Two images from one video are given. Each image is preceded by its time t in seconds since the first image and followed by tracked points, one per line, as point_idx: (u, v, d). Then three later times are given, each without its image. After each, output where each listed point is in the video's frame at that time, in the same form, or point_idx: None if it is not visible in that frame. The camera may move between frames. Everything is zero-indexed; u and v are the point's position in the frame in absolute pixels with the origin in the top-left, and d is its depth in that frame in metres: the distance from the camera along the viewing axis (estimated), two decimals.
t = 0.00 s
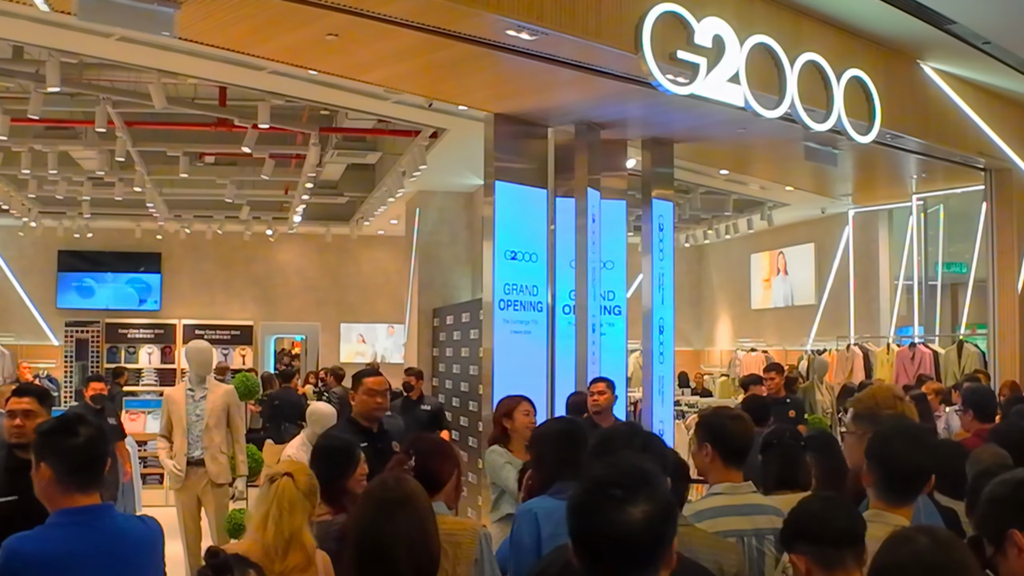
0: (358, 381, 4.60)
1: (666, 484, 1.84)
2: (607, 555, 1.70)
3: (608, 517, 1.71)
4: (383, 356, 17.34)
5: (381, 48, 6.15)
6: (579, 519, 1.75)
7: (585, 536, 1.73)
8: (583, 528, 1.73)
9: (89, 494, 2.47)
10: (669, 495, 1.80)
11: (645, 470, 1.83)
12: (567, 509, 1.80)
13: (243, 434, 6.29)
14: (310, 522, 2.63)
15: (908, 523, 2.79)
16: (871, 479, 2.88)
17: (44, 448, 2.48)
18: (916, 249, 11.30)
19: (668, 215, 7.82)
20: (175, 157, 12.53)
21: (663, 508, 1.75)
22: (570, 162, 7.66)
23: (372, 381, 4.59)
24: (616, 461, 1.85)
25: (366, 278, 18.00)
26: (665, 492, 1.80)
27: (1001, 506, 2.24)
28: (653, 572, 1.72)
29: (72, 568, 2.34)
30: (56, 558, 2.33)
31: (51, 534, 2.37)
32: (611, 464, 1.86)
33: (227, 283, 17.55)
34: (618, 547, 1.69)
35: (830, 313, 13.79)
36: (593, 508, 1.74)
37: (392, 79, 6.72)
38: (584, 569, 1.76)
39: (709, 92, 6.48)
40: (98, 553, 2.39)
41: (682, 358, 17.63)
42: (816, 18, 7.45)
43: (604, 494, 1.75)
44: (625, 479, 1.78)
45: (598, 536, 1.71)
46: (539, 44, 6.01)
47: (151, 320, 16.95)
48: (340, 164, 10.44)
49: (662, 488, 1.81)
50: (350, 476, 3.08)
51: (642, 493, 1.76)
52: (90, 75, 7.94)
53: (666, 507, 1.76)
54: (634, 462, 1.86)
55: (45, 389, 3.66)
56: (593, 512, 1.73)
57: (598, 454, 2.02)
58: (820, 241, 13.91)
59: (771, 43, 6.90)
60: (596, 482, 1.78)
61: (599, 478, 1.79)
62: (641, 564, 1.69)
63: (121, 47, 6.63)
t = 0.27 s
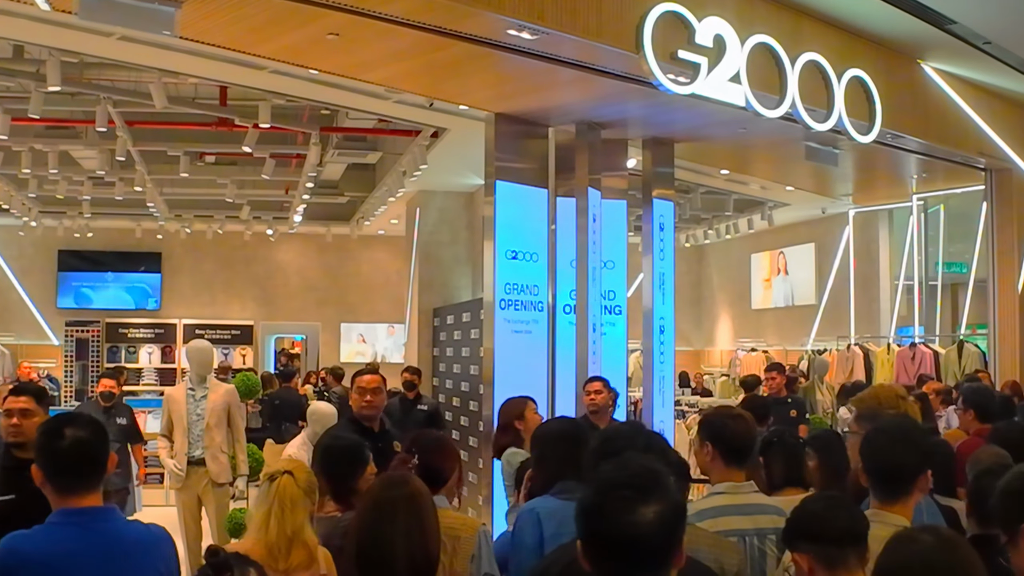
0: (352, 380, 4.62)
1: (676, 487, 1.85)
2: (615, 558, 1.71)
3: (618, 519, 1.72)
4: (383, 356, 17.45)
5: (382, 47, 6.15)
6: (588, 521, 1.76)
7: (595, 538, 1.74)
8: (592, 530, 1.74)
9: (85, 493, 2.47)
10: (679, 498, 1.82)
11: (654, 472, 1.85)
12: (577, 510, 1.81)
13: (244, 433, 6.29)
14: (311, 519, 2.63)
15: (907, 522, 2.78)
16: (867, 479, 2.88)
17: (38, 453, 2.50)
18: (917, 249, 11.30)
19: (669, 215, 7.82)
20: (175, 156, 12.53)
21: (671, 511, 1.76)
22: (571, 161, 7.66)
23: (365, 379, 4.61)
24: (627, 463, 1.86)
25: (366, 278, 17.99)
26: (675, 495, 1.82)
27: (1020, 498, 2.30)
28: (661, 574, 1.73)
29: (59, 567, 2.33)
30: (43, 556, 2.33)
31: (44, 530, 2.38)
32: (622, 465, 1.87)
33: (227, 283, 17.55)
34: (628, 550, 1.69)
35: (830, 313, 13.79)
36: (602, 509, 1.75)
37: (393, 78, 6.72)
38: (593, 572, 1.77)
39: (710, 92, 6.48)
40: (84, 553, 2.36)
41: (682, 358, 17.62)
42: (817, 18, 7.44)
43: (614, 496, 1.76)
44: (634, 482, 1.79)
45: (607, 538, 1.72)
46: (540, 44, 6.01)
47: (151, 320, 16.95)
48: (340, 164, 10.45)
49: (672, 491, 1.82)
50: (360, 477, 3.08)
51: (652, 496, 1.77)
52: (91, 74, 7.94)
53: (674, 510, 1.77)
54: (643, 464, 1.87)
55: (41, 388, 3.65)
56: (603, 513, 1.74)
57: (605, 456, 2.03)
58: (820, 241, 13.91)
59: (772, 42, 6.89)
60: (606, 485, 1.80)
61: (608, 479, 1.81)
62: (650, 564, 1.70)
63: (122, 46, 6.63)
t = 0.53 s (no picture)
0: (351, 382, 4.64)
1: (675, 487, 1.87)
2: (616, 557, 1.72)
3: (619, 518, 1.73)
4: (383, 356, 17.49)
5: (382, 48, 6.15)
6: (589, 519, 1.77)
7: (596, 537, 1.75)
8: (594, 529, 1.75)
9: (78, 496, 2.46)
10: (678, 498, 1.83)
11: (653, 472, 1.86)
12: (578, 509, 1.82)
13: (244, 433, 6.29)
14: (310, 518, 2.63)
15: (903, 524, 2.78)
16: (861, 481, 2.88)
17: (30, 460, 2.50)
18: (917, 250, 11.29)
19: (669, 215, 7.82)
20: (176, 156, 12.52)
21: (671, 512, 1.77)
22: (571, 162, 7.66)
23: (363, 380, 4.62)
24: (626, 463, 1.87)
25: (366, 278, 17.99)
26: (674, 495, 1.83)
27: None
28: (661, 573, 1.75)
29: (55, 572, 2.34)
30: (43, 559, 2.37)
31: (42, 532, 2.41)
32: (622, 465, 1.88)
33: (228, 283, 17.55)
34: (629, 549, 1.71)
35: (830, 313, 13.79)
36: (604, 508, 1.76)
37: (393, 79, 6.72)
38: (593, 572, 1.78)
39: (710, 93, 6.48)
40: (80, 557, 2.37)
41: (682, 358, 17.62)
42: (817, 19, 7.44)
43: (616, 496, 1.77)
44: (636, 482, 1.80)
45: (608, 537, 1.73)
46: (540, 44, 6.01)
47: (152, 320, 16.95)
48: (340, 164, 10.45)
49: (672, 491, 1.83)
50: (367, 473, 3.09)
51: (652, 496, 1.78)
52: (91, 74, 7.93)
53: (674, 510, 1.78)
54: (642, 464, 1.88)
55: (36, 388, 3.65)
56: (604, 513, 1.75)
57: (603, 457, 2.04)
58: (821, 241, 13.91)
59: (772, 43, 6.90)
60: (608, 484, 1.81)
61: (611, 479, 1.82)
62: (650, 563, 1.72)
63: (122, 46, 6.63)
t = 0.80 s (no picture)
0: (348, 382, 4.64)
1: (677, 490, 1.87)
2: (621, 560, 1.73)
3: (623, 522, 1.74)
4: (384, 356, 17.51)
5: (381, 49, 6.16)
6: (594, 524, 1.77)
7: (601, 541, 1.75)
8: (599, 533, 1.75)
9: (67, 494, 2.49)
10: (680, 501, 1.84)
11: (655, 474, 1.86)
12: (581, 512, 1.82)
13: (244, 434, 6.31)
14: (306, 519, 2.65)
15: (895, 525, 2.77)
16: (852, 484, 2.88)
17: (20, 463, 2.54)
18: (917, 250, 11.29)
19: (669, 215, 7.83)
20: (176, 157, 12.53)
21: (676, 515, 1.78)
22: (571, 163, 7.66)
23: (362, 380, 4.64)
24: (630, 466, 1.87)
25: (367, 277, 18.00)
26: (676, 498, 1.83)
27: None
28: None
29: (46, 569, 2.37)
30: (33, 558, 2.39)
31: (39, 533, 2.41)
32: (625, 467, 1.88)
33: (228, 283, 17.56)
34: (633, 552, 1.71)
35: (830, 313, 13.80)
36: (609, 513, 1.76)
37: (393, 80, 6.72)
38: None
39: (710, 93, 6.49)
40: (76, 561, 2.38)
41: (682, 358, 17.63)
42: (818, 19, 7.44)
43: (621, 499, 1.77)
44: (639, 484, 1.80)
45: (614, 541, 1.73)
46: (540, 45, 6.02)
47: (152, 320, 16.95)
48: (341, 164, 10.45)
49: (675, 495, 1.84)
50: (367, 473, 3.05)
51: (657, 500, 1.78)
52: (91, 75, 7.94)
53: (678, 513, 1.79)
54: (645, 466, 1.88)
55: (28, 391, 3.63)
56: (610, 517, 1.75)
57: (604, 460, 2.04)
58: (821, 242, 13.91)
59: (772, 43, 6.89)
60: (612, 488, 1.80)
61: (615, 482, 1.81)
62: (656, 565, 1.72)
63: (122, 47, 6.63)
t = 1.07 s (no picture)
0: (347, 382, 4.64)
1: (689, 494, 1.89)
2: (636, 562, 1.74)
3: (638, 522, 1.76)
4: (385, 356, 17.51)
5: (381, 49, 6.16)
6: (609, 526, 1.78)
7: (617, 543, 1.76)
8: (616, 535, 1.76)
9: (64, 494, 2.50)
10: (692, 505, 1.86)
11: (668, 477, 1.89)
12: (594, 515, 1.82)
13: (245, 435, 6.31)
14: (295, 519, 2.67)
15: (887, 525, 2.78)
16: (842, 486, 2.89)
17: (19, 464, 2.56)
18: (918, 249, 11.28)
19: (670, 215, 7.83)
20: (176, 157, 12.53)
21: (691, 517, 1.80)
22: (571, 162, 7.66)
23: (361, 380, 4.64)
24: (643, 469, 1.89)
25: (367, 277, 18.00)
26: (688, 501, 1.86)
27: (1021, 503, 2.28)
28: None
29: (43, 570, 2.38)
30: (30, 559, 2.40)
31: (37, 535, 2.42)
32: (637, 469, 1.90)
33: (228, 283, 17.56)
34: (647, 552, 1.73)
35: (831, 312, 13.80)
36: (625, 516, 1.77)
37: (392, 80, 6.72)
38: None
39: (710, 93, 6.49)
40: (72, 562, 2.37)
41: (683, 357, 17.63)
42: (818, 18, 7.44)
43: (636, 501, 1.79)
44: (652, 486, 1.82)
45: (631, 543, 1.74)
46: (540, 45, 6.02)
47: (153, 320, 16.96)
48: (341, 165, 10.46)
49: (687, 499, 1.86)
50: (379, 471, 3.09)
51: (671, 502, 1.80)
52: (92, 76, 7.94)
53: (693, 515, 1.81)
54: (657, 469, 1.91)
55: (20, 394, 3.63)
56: (627, 520, 1.77)
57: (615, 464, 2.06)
58: (821, 241, 13.91)
59: (772, 43, 6.90)
60: (627, 490, 1.82)
61: (629, 484, 1.83)
62: (670, 566, 1.74)
63: (122, 48, 6.64)
